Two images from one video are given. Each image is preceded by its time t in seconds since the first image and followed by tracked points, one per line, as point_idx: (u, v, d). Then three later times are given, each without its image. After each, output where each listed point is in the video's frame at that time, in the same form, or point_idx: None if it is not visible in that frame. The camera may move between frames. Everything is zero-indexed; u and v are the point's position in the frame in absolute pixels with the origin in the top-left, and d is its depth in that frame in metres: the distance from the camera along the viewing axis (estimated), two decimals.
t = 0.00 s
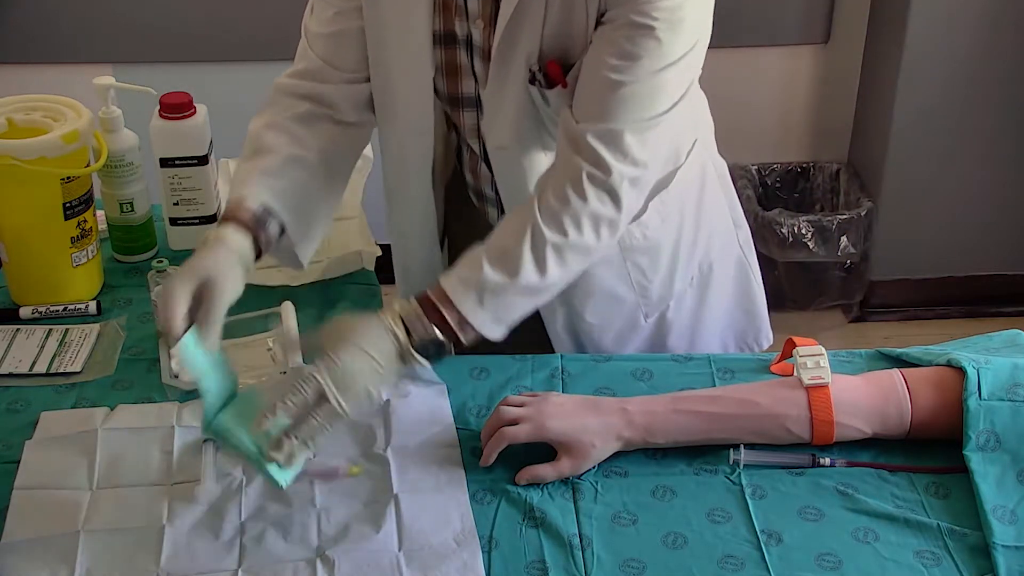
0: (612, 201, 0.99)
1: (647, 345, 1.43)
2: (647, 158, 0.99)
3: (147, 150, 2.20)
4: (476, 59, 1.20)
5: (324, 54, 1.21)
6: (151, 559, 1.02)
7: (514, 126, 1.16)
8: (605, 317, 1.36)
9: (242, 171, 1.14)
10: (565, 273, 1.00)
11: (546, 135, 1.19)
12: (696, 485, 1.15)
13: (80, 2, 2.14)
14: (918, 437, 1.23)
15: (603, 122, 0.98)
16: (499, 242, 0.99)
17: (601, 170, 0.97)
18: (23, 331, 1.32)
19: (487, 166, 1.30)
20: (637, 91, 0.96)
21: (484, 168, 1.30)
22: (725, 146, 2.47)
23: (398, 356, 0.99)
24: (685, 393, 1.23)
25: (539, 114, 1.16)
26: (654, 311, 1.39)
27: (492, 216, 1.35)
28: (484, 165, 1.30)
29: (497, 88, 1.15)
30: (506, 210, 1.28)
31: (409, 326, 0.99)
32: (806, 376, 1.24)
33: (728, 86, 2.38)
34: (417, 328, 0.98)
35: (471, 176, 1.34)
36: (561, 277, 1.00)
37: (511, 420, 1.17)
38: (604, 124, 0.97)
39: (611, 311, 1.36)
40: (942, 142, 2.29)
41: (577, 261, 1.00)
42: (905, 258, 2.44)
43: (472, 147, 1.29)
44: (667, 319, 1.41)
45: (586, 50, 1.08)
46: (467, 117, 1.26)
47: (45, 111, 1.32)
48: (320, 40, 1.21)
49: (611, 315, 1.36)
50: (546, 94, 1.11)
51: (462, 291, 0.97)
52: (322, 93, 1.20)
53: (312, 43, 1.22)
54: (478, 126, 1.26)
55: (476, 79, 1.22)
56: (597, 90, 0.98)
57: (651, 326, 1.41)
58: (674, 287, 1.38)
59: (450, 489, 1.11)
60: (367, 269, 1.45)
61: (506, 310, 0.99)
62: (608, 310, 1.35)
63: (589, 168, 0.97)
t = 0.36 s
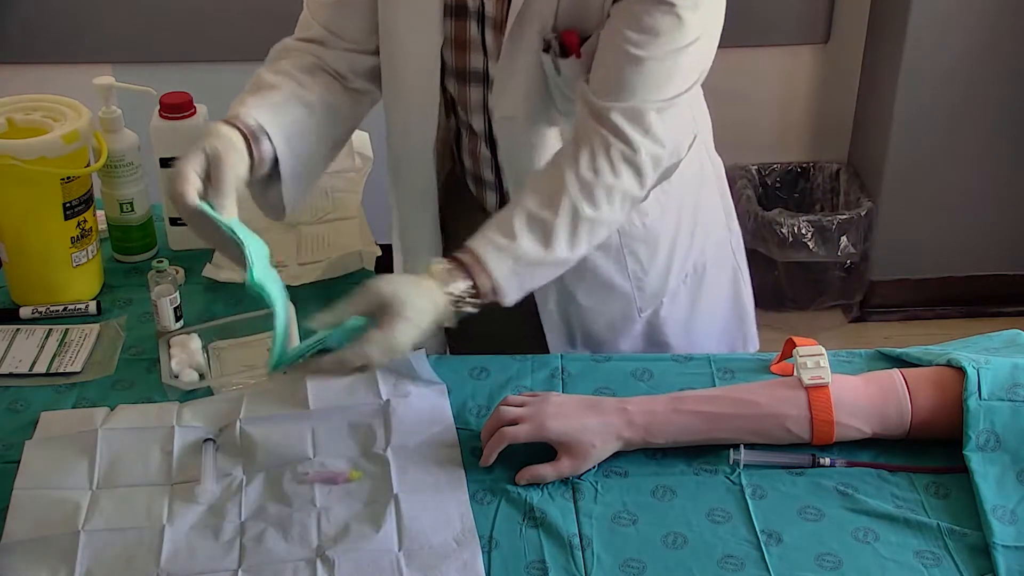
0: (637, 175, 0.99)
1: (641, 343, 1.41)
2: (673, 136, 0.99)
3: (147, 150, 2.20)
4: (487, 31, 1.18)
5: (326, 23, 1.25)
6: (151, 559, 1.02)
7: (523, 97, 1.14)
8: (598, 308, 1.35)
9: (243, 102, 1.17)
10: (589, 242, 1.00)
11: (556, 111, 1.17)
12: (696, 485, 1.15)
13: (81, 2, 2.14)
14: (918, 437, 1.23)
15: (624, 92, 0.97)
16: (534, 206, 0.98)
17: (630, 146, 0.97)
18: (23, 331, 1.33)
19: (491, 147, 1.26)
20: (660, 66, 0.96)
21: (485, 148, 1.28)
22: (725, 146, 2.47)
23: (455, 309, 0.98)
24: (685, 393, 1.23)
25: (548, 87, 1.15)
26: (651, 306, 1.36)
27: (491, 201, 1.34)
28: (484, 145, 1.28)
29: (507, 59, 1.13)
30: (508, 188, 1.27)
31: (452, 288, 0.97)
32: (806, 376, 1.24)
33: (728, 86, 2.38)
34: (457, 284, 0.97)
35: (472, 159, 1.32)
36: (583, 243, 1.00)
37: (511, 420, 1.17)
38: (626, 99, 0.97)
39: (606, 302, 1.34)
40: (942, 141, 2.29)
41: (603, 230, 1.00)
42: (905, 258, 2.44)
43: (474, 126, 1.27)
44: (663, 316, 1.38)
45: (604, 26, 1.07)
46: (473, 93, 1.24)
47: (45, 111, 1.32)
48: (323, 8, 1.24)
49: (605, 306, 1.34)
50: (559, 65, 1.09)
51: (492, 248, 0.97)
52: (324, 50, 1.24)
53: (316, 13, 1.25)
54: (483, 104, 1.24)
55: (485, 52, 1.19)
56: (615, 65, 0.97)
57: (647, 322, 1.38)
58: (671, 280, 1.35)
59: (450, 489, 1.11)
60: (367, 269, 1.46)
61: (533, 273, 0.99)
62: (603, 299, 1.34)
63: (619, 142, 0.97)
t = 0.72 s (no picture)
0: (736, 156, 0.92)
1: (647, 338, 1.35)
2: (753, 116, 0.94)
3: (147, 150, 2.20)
4: (515, 18, 1.14)
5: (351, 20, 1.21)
6: (151, 559, 1.02)
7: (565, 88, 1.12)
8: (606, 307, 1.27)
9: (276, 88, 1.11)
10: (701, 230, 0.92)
11: (592, 99, 1.13)
12: (696, 485, 1.15)
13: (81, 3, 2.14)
14: (918, 437, 1.23)
15: (702, 85, 0.90)
16: (652, 206, 0.91)
17: (729, 126, 0.90)
18: (23, 331, 1.33)
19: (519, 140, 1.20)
20: (731, 46, 0.91)
21: (507, 140, 1.21)
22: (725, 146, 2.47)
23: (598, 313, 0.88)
24: (685, 393, 1.23)
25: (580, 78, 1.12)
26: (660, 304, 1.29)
27: (509, 195, 1.26)
28: (507, 137, 1.21)
29: (539, 44, 1.10)
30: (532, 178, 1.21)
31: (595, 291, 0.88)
32: (806, 376, 1.24)
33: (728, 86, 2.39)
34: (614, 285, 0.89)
35: (490, 151, 1.25)
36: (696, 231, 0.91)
37: (511, 420, 1.17)
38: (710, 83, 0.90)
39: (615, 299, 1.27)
40: (943, 141, 2.29)
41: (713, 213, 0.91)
42: (905, 258, 2.44)
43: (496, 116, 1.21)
44: (672, 314, 1.31)
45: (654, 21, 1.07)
46: (497, 83, 1.19)
47: (45, 111, 1.32)
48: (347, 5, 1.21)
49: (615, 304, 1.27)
50: (601, 54, 1.07)
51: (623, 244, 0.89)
52: (352, 45, 1.21)
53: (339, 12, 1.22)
54: (512, 94, 1.18)
55: (511, 40, 1.15)
56: (680, 58, 0.91)
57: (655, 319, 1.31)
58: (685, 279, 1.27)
59: (450, 489, 1.11)
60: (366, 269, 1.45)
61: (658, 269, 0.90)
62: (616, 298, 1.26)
63: (714, 122, 0.90)
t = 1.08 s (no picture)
0: (773, 112, 1.12)
1: (680, 328, 1.42)
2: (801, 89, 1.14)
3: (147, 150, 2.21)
4: None
5: None
6: (151, 559, 1.02)
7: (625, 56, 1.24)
8: (649, 291, 1.36)
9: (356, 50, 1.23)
10: (735, 167, 1.11)
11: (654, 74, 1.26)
12: (696, 485, 1.15)
13: (83, 4, 2.15)
14: (918, 437, 1.23)
15: (755, 46, 1.10)
16: (688, 132, 1.11)
17: (770, 83, 1.11)
18: (23, 331, 1.33)
19: (569, 118, 1.29)
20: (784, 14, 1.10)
21: (554, 119, 1.30)
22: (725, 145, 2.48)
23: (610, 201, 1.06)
24: (685, 394, 1.23)
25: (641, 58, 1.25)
26: (696, 291, 1.38)
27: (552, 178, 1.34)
28: (555, 116, 1.30)
29: (606, 23, 1.23)
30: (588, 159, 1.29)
31: (622, 192, 1.06)
32: (806, 376, 1.24)
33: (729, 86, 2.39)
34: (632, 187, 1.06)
35: (531, 130, 1.33)
36: (728, 167, 1.10)
37: (511, 420, 1.17)
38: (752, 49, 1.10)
39: (658, 284, 1.36)
40: (944, 141, 2.29)
41: (745, 159, 1.11)
42: (905, 258, 2.44)
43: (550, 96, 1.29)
44: (704, 303, 1.39)
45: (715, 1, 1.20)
46: (552, 61, 1.28)
47: (45, 111, 1.32)
48: None
49: (657, 287, 1.36)
50: (665, 28, 1.20)
51: (650, 160, 1.08)
52: (417, 8, 1.29)
53: None
54: (568, 75, 1.27)
55: (571, 19, 1.26)
56: (739, 21, 1.10)
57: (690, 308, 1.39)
58: (721, 265, 1.37)
59: (450, 489, 1.11)
60: (365, 269, 1.44)
61: (686, 187, 1.08)
62: (658, 280, 1.35)
63: (757, 79, 1.11)
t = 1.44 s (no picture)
0: (819, 119, 1.17)
1: (703, 325, 1.44)
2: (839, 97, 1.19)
3: (147, 150, 2.21)
4: None
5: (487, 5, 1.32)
6: (151, 559, 1.02)
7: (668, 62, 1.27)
8: (679, 291, 1.38)
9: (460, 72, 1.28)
10: (780, 169, 1.15)
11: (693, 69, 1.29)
12: (695, 485, 1.15)
13: (83, 4, 2.15)
14: (918, 437, 1.23)
15: (803, 53, 1.15)
16: (741, 137, 1.15)
17: (819, 93, 1.16)
18: (23, 331, 1.33)
19: (602, 111, 1.31)
20: (830, 26, 1.16)
21: (587, 112, 1.32)
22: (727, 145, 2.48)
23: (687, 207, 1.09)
24: (685, 393, 1.23)
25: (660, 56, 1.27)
26: (721, 290, 1.40)
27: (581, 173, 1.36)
28: (587, 109, 1.32)
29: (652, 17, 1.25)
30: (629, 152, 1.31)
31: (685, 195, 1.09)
32: (805, 376, 1.24)
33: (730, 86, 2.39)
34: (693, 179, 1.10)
35: (564, 126, 1.34)
36: (776, 172, 1.15)
37: (511, 420, 1.17)
38: (800, 58, 1.15)
39: (687, 280, 1.37)
40: (946, 141, 2.29)
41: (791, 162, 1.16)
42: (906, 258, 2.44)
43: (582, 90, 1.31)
44: (727, 300, 1.41)
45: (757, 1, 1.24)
46: (588, 55, 1.30)
47: (45, 111, 1.32)
48: None
49: (686, 286, 1.37)
50: (717, 20, 1.22)
51: (704, 165, 1.12)
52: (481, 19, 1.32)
53: None
54: (603, 70, 1.29)
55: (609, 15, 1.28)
56: (785, 25, 1.15)
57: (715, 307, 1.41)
58: (746, 266, 1.40)
59: (451, 489, 1.11)
60: (365, 269, 1.44)
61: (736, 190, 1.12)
62: (688, 278, 1.37)
63: (808, 87, 1.15)
